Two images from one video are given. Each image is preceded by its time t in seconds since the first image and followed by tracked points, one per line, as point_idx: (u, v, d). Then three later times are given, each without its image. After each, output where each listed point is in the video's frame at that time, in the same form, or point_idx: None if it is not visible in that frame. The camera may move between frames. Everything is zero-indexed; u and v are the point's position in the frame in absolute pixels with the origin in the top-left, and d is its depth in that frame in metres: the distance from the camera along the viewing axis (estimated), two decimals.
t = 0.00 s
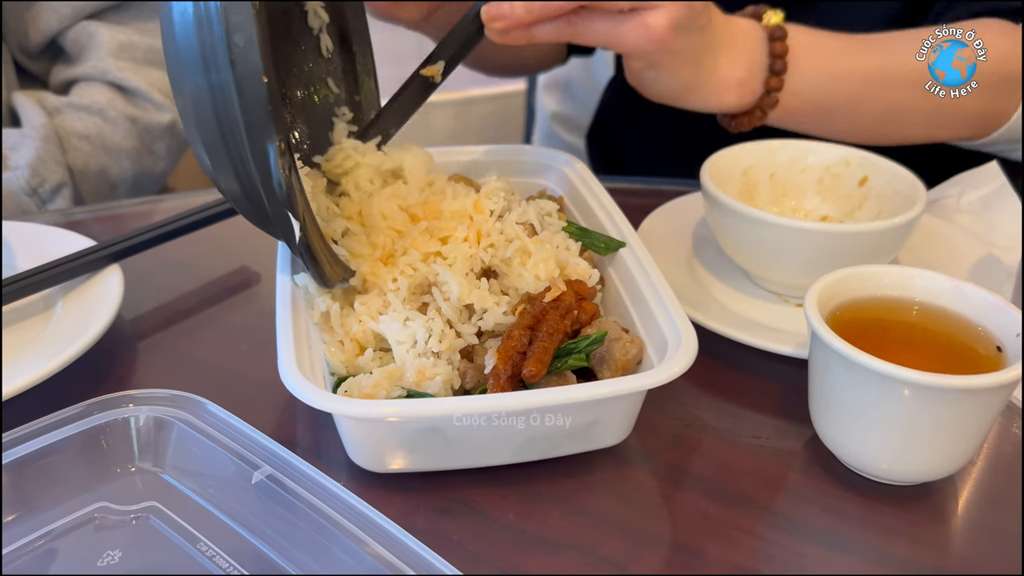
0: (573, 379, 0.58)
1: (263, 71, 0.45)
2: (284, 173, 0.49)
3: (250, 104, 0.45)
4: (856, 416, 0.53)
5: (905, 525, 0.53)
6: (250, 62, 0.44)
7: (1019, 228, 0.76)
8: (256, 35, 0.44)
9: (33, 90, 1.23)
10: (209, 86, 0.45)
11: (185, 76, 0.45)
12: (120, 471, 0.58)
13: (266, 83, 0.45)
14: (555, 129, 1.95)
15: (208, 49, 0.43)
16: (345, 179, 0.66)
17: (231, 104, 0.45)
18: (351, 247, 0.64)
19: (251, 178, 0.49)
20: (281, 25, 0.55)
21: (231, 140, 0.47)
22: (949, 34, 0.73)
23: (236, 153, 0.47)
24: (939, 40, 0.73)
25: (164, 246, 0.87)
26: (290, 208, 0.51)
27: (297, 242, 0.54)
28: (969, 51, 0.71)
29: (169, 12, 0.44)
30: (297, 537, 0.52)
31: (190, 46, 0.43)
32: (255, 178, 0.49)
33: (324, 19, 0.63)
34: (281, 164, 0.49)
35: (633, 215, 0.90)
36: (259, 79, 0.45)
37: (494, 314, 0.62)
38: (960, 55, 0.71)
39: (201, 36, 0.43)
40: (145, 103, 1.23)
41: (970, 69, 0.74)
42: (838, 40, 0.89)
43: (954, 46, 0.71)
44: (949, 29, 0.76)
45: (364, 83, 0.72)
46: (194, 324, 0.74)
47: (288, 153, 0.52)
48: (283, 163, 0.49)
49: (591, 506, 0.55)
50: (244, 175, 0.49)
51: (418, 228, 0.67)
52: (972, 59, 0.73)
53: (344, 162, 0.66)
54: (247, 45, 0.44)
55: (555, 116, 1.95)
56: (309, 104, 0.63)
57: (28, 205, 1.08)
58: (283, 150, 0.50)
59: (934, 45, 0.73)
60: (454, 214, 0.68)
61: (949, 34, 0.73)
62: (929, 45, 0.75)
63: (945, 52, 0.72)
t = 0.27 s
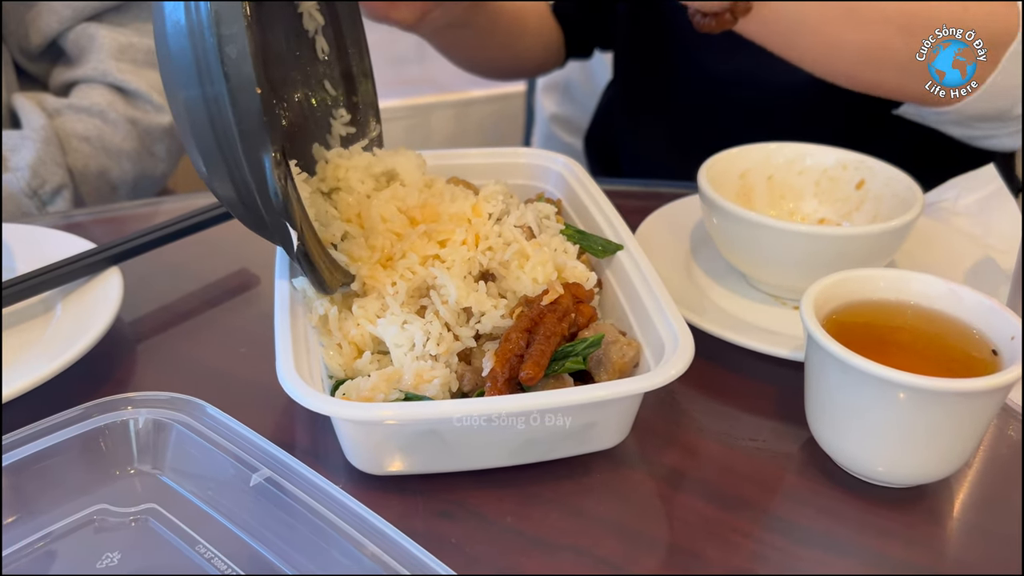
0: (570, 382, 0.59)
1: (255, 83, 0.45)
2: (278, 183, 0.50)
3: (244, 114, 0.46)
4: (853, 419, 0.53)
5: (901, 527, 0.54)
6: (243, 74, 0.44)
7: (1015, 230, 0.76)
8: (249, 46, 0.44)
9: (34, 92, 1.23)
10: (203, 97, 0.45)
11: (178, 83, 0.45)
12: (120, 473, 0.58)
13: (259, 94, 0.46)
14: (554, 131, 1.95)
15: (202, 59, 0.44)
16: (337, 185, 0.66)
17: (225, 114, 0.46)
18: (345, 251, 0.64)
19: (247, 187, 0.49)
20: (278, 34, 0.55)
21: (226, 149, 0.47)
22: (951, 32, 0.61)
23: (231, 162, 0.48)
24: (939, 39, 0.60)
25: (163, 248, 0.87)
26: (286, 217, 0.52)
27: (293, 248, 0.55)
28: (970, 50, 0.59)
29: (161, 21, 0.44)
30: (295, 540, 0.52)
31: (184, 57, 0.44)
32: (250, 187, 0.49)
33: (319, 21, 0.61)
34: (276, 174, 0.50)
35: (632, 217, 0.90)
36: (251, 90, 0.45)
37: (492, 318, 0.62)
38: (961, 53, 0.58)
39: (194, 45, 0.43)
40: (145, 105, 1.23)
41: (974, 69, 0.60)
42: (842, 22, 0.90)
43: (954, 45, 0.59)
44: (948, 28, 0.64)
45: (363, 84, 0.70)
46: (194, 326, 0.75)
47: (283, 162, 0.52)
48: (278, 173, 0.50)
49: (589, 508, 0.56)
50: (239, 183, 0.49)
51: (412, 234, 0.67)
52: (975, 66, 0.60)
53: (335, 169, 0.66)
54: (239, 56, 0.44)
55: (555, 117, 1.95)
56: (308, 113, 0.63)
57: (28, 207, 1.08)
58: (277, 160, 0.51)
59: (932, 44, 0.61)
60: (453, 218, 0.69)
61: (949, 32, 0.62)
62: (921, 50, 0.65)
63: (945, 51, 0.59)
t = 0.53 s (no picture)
0: (568, 379, 0.59)
1: (242, 84, 0.45)
2: (267, 185, 0.50)
3: (231, 115, 0.45)
4: (850, 417, 0.54)
5: (898, 526, 0.54)
6: (230, 74, 0.44)
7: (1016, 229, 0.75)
8: (235, 47, 0.44)
9: (33, 91, 1.23)
10: (193, 98, 0.45)
11: (171, 85, 0.46)
12: (118, 470, 0.58)
13: (246, 96, 0.45)
14: (554, 130, 1.95)
15: (191, 61, 0.44)
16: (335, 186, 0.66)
17: (213, 114, 0.45)
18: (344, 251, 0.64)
19: (235, 188, 0.49)
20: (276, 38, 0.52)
21: (215, 150, 0.47)
22: (949, 33, 0.61)
23: (219, 163, 0.48)
24: (939, 39, 0.60)
25: (162, 246, 0.87)
26: (273, 217, 0.52)
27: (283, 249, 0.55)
28: (970, 50, 0.60)
29: (154, 22, 0.45)
30: (293, 537, 0.52)
31: (174, 59, 0.44)
32: (238, 187, 0.49)
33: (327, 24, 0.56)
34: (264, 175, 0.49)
35: (631, 216, 0.91)
36: (238, 92, 0.45)
37: (490, 316, 0.63)
38: (961, 53, 0.59)
39: (184, 46, 0.44)
40: (144, 103, 1.23)
41: (973, 68, 0.61)
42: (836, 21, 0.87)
43: (955, 45, 0.59)
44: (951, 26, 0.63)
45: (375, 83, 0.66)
46: (192, 324, 0.75)
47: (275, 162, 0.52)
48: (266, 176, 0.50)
49: (586, 506, 0.56)
50: (229, 183, 0.50)
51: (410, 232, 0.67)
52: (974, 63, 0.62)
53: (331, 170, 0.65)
54: (227, 57, 0.44)
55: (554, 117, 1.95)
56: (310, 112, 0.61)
57: (27, 205, 1.08)
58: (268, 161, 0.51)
59: (932, 44, 0.61)
60: (452, 216, 0.68)
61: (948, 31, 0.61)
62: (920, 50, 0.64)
63: (946, 51, 0.59)
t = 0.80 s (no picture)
0: (569, 374, 0.59)
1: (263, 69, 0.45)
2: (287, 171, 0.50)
3: (252, 101, 0.46)
4: (852, 412, 0.54)
5: (900, 521, 0.54)
6: (251, 60, 0.44)
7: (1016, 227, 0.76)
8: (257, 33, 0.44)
9: (33, 88, 1.23)
10: (211, 87, 0.45)
11: (186, 75, 0.45)
12: (119, 465, 0.58)
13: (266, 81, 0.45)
14: (554, 129, 1.95)
15: (209, 49, 0.44)
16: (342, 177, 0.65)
17: (233, 103, 0.46)
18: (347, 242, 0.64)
19: (254, 175, 0.50)
20: (292, 32, 0.53)
21: (234, 138, 0.48)
22: (948, 30, 0.60)
23: (239, 152, 0.48)
24: (939, 39, 0.60)
25: (163, 243, 0.87)
26: (293, 203, 0.53)
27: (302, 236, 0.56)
28: (970, 50, 0.59)
29: (167, 11, 0.44)
30: (295, 531, 0.52)
31: (190, 48, 0.44)
32: (257, 174, 0.50)
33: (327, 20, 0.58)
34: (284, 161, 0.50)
35: (632, 213, 0.90)
36: (259, 77, 0.45)
37: (491, 311, 0.63)
38: (961, 53, 0.59)
39: (202, 34, 0.43)
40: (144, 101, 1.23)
41: (973, 68, 0.61)
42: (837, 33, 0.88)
43: (955, 45, 0.59)
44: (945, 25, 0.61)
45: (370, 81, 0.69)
46: (193, 320, 0.75)
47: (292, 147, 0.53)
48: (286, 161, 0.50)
49: (588, 501, 0.56)
50: (247, 171, 0.50)
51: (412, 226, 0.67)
52: (975, 63, 0.61)
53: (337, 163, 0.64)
54: (247, 43, 0.44)
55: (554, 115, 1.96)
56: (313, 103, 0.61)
57: (27, 202, 1.08)
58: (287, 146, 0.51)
59: (931, 44, 0.60)
60: (453, 212, 0.68)
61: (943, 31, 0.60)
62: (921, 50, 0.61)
63: (946, 50, 0.59)
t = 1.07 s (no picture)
0: (566, 373, 0.59)
1: (269, 53, 0.45)
2: (290, 156, 0.50)
3: (256, 86, 0.46)
4: (850, 411, 0.53)
5: (899, 520, 0.54)
6: (258, 44, 0.44)
7: (1014, 227, 0.76)
8: (263, 18, 0.44)
9: (33, 87, 1.23)
10: (216, 74, 0.45)
11: (190, 64, 0.46)
12: (117, 464, 0.58)
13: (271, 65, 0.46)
14: (554, 129, 1.95)
15: (214, 36, 0.44)
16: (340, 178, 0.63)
17: (238, 89, 0.46)
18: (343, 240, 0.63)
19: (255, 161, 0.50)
20: (293, 23, 0.53)
21: (237, 124, 0.48)
22: (950, 30, 0.66)
23: (242, 138, 0.48)
24: (939, 40, 0.66)
25: (161, 241, 0.87)
26: (296, 189, 0.52)
27: (304, 226, 0.55)
28: (971, 51, 0.67)
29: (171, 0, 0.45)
30: (293, 530, 0.52)
31: (196, 36, 0.44)
32: (260, 161, 0.50)
33: (323, 20, 0.58)
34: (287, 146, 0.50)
35: (630, 212, 0.91)
36: (264, 60, 0.45)
37: (488, 310, 0.63)
38: (961, 55, 0.67)
39: (209, 22, 0.44)
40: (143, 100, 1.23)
41: (972, 68, 0.70)
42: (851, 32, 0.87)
43: (954, 45, 0.66)
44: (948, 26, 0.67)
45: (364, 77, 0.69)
46: (191, 319, 0.75)
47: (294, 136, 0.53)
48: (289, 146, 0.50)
49: (586, 500, 0.56)
50: (248, 157, 0.50)
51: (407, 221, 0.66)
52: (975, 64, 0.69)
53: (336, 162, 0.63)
54: (253, 28, 0.44)
55: (554, 115, 1.96)
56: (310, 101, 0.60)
57: (26, 201, 1.08)
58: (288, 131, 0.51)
59: (931, 45, 0.66)
60: (450, 211, 0.68)
61: (948, 32, 0.66)
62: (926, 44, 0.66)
63: (947, 52, 0.67)
